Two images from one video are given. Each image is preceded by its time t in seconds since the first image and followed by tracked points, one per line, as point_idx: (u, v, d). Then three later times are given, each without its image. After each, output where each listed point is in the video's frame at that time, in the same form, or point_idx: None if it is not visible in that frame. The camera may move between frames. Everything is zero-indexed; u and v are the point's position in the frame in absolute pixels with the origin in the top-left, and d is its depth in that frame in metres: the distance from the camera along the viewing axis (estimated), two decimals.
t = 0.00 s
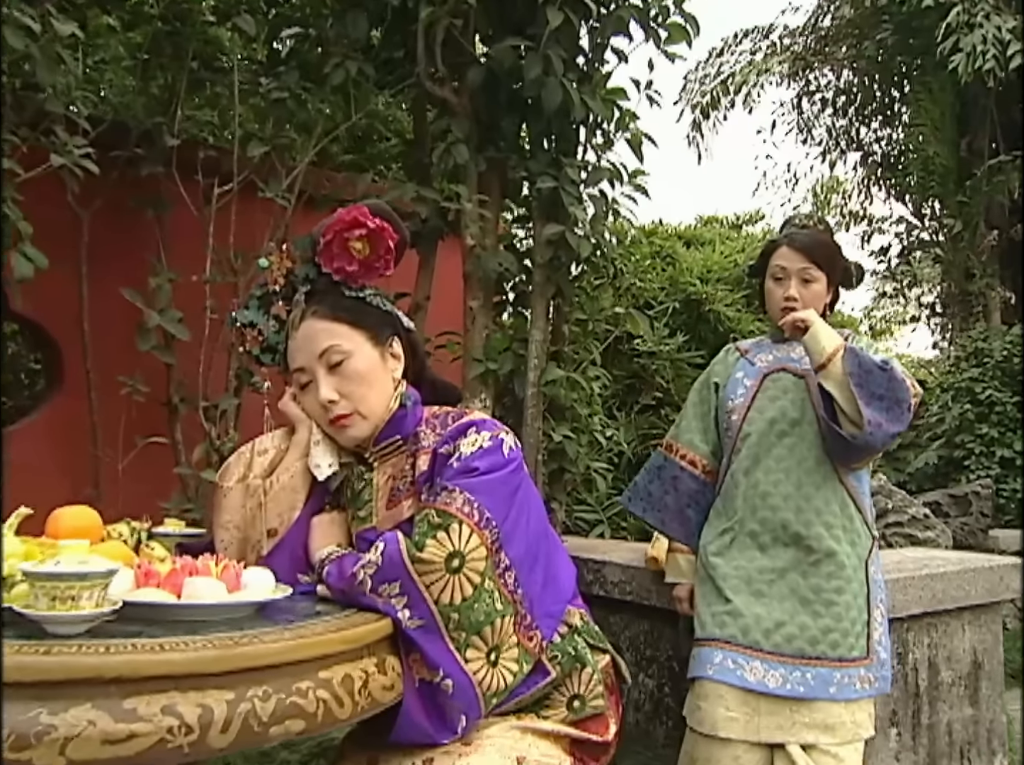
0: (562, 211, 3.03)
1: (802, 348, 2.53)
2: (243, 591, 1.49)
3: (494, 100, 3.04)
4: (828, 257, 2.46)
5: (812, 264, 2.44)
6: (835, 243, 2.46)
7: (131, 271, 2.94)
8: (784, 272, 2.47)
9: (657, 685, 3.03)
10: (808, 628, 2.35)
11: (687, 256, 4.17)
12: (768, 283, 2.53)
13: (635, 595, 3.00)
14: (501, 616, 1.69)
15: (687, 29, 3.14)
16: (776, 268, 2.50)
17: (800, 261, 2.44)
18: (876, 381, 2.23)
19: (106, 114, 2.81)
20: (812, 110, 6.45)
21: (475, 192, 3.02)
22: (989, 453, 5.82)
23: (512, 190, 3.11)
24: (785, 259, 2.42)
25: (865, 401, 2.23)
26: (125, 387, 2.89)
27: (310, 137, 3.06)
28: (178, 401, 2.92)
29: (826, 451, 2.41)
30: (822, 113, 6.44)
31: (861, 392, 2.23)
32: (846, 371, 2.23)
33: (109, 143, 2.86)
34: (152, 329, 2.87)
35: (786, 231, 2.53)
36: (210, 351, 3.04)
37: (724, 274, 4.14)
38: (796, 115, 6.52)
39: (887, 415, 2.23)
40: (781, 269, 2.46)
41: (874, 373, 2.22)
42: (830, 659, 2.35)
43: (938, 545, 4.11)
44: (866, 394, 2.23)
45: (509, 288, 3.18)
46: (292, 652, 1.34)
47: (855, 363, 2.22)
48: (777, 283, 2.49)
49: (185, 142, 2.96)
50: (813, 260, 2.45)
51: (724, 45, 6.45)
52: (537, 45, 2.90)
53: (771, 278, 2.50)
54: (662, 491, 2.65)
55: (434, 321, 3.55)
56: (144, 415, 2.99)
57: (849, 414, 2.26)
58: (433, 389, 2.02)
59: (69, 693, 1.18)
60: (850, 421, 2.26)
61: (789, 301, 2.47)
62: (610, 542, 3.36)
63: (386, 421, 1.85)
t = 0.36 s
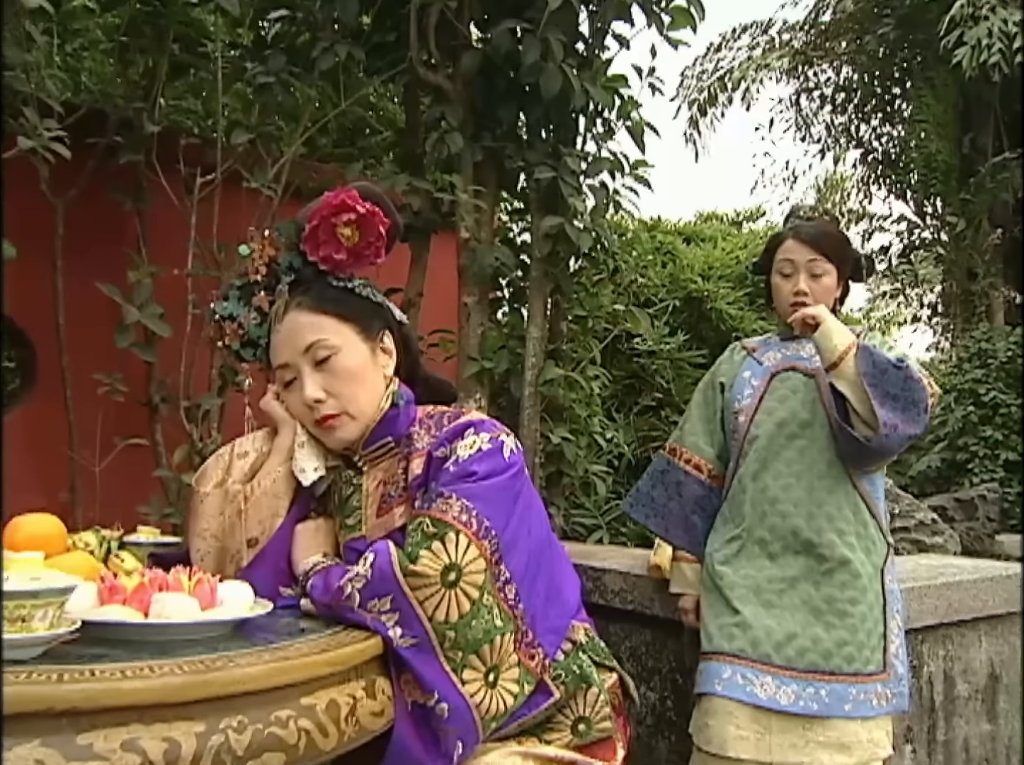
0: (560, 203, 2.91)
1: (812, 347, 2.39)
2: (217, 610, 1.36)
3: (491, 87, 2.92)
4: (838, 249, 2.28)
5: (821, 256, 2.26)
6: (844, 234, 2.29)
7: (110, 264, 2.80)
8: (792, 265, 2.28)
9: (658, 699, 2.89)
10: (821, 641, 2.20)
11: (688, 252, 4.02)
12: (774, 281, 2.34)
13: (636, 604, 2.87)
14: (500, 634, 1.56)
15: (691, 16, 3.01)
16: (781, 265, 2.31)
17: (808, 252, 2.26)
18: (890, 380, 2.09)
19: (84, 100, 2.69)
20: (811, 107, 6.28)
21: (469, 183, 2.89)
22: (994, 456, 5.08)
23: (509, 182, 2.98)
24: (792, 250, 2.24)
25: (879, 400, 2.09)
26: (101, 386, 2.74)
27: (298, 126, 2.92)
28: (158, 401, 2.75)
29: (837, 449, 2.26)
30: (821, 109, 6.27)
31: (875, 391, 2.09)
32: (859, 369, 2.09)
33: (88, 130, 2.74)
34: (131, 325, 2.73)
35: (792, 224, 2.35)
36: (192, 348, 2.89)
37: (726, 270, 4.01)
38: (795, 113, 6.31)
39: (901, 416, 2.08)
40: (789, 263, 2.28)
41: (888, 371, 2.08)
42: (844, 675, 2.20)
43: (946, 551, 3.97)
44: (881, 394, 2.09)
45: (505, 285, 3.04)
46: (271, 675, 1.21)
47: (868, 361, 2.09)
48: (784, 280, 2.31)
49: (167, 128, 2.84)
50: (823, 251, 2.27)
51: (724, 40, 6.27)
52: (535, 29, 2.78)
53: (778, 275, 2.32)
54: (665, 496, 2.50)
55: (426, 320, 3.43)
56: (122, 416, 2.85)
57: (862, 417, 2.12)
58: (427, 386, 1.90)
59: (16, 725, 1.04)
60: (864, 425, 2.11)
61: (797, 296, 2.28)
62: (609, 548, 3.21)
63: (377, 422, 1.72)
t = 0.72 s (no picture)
0: (559, 193, 2.77)
1: (822, 341, 2.17)
2: (186, 631, 1.21)
3: (486, 70, 2.78)
4: (837, 237, 2.16)
5: (820, 245, 2.14)
6: (841, 220, 2.17)
7: (84, 257, 2.66)
8: (790, 258, 2.16)
9: (661, 712, 2.76)
10: (837, 653, 1.97)
11: (688, 248, 3.90)
12: (772, 278, 2.21)
13: (638, 613, 2.72)
14: (500, 653, 1.43)
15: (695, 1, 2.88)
16: (778, 261, 2.19)
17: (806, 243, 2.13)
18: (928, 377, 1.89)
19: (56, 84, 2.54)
20: (810, 104, 5.87)
21: (463, 171, 2.75)
22: (997, 459, 4.95)
23: (504, 170, 2.84)
24: (787, 240, 2.12)
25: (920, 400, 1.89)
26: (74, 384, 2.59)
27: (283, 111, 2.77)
28: (137, 401, 2.59)
29: (855, 450, 2.04)
30: (819, 106, 5.86)
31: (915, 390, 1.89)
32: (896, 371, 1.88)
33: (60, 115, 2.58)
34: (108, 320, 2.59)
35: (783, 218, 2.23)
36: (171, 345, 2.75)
37: (727, 269, 3.89)
38: (791, 110, 5.89)
39: (947, 414, 1.89)
40: (786, 256, 2.15)
41: (927, 369, 1.88)
42: (862, 688, 1.95)
43: (955, 557, 3.83)
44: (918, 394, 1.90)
45: (500, 281, 2.90)
46: (250, 710, 1.08)
47: (904, 358, 1.88)
48: (783, 277, 2.18)
49: (144, 114, 2.66)
50: (822, 240, 2.15)
51: (717, 36, 5.74)
52: (533, 10, 2.66)
53: (776, 272, 2.19)
54: (667, 500, 2.27)
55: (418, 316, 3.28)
56: (96, 416, 2.70)
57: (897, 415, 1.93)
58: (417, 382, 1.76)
59: None
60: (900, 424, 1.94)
61: (800, 289, 2.15)
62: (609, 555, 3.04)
63: (364, 422, 1.58)
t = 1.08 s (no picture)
0: (555, 185, 2.65)
1: (831, 341, 1.99)
2: (145, 659, 1.08)
3: (478, 57, 2.64)
4: (849, 229, 2.00)
5: (832, 238, 1.98)
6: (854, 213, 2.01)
7: (55, 251, 2.52)
8: (798, 251, 1.99)
9: (659, 730, 2.62)
10: (850, 672, 1.82)
11: (685, 246, 3.77)
12: (777, 272, 2.05)
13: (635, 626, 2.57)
14: (498, 678, 1.30)
15: None
16: (785, 254, 2.02)
17: (816, 234, 1.97)
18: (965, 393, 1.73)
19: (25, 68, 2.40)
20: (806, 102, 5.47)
21: (454, 163, 2.63)
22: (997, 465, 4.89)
23: (496, 162, 2.72)
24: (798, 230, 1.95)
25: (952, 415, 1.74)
26: (44, 385, 2.45)
27: (265, 100, 2.64)
28: (110, 403, 2.45)
29: (867, 460, 1.89)
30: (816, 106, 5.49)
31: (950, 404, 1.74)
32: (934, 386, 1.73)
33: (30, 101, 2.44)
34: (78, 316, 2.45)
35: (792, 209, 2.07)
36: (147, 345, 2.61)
37: (726, 267, 3.76)
38: (786, 108, 5.50)
39: (985, 434, 1.73)
40: (795, 248, 1.99)
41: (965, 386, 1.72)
42: (876, 711, 1.81)
43: (961, 567, 3.69)
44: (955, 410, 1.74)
45: (492, 279, 2.77)
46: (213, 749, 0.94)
47: (945, 371, 1.73)
48: (791, 270, 2.01)
49: (117, 101, 2.52)
50: (833, 232, 1.98)
51: (712, 32, 5.35)
52: None
53: (783, 266, 2.03)
54: (662, 505, 2.12)
55: (407, 316, 3.15)
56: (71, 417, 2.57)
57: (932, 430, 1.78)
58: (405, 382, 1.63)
59: None
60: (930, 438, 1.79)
61: (808, 283, 1.98)
62: (606, 564, 2.88)
63: (349, 425, 1.45)
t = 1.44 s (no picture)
0: (553, 180, 2.54)
1: (839, 342, 1.85)
2: (107, 688, 0.98)
3: (473, 47, 2.53)
4: (858, 228, 1.89)
5: (840, 235, 1.86)
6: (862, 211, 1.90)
7: (30, 247, 2.40)
8: (807, 249, 1.87)
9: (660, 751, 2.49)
10: (866, 687, 1.69)
11: (684, 246, 3.66)
12: (783, 274, 1.93)
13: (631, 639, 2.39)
14: (500, 705, 1.19)
15: None
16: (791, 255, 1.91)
17: (824, 230, 1.86)
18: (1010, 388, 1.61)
19: None
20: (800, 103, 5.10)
21: (448, 157, 2.52)
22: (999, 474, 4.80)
23: (492, 155, 2.61)
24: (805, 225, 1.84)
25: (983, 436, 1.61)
26: (17, 388, 2.33)
27: (250, 90, 2.52)
28: (87, 407, 2.33)
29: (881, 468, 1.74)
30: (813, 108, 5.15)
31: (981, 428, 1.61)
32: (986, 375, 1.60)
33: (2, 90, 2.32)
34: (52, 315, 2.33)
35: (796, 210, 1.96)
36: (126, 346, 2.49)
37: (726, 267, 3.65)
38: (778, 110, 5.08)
39: None
40: (802, 246, 1.87)
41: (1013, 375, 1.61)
42: (896, 727, 1.68)
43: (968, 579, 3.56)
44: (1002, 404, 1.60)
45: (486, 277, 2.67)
46: None
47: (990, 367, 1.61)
48: (798, 271, 1.89)
49: (94, 91, 2.40)
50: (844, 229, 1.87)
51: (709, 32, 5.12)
52: None
53: (789, 268, 1.90)
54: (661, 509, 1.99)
55: (399, 317, 3.05)
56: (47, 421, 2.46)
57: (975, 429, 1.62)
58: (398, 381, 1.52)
59: None
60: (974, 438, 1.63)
61: (817, 282, 1.86)
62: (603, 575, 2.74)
63: (335, 429, 1.35)
